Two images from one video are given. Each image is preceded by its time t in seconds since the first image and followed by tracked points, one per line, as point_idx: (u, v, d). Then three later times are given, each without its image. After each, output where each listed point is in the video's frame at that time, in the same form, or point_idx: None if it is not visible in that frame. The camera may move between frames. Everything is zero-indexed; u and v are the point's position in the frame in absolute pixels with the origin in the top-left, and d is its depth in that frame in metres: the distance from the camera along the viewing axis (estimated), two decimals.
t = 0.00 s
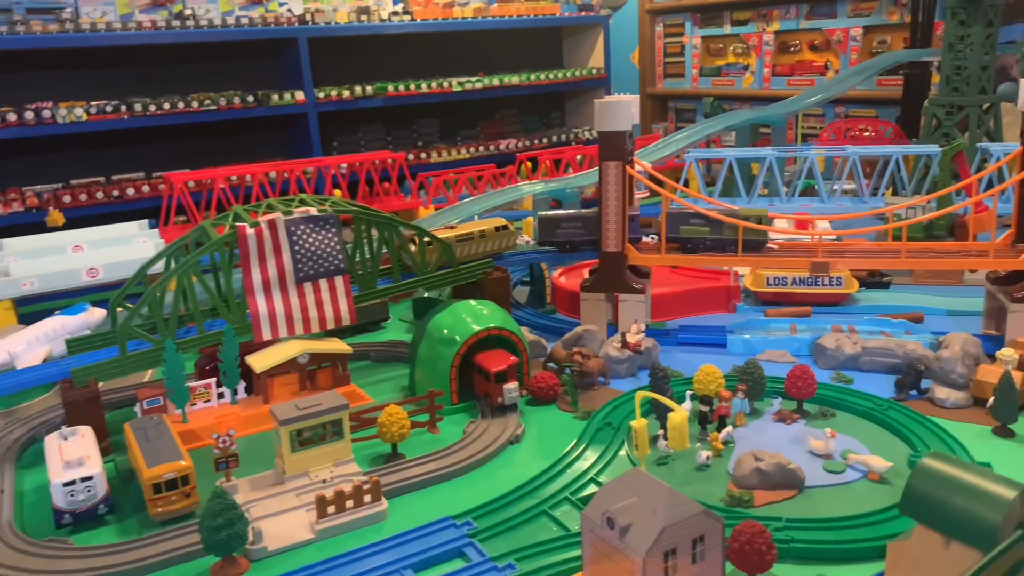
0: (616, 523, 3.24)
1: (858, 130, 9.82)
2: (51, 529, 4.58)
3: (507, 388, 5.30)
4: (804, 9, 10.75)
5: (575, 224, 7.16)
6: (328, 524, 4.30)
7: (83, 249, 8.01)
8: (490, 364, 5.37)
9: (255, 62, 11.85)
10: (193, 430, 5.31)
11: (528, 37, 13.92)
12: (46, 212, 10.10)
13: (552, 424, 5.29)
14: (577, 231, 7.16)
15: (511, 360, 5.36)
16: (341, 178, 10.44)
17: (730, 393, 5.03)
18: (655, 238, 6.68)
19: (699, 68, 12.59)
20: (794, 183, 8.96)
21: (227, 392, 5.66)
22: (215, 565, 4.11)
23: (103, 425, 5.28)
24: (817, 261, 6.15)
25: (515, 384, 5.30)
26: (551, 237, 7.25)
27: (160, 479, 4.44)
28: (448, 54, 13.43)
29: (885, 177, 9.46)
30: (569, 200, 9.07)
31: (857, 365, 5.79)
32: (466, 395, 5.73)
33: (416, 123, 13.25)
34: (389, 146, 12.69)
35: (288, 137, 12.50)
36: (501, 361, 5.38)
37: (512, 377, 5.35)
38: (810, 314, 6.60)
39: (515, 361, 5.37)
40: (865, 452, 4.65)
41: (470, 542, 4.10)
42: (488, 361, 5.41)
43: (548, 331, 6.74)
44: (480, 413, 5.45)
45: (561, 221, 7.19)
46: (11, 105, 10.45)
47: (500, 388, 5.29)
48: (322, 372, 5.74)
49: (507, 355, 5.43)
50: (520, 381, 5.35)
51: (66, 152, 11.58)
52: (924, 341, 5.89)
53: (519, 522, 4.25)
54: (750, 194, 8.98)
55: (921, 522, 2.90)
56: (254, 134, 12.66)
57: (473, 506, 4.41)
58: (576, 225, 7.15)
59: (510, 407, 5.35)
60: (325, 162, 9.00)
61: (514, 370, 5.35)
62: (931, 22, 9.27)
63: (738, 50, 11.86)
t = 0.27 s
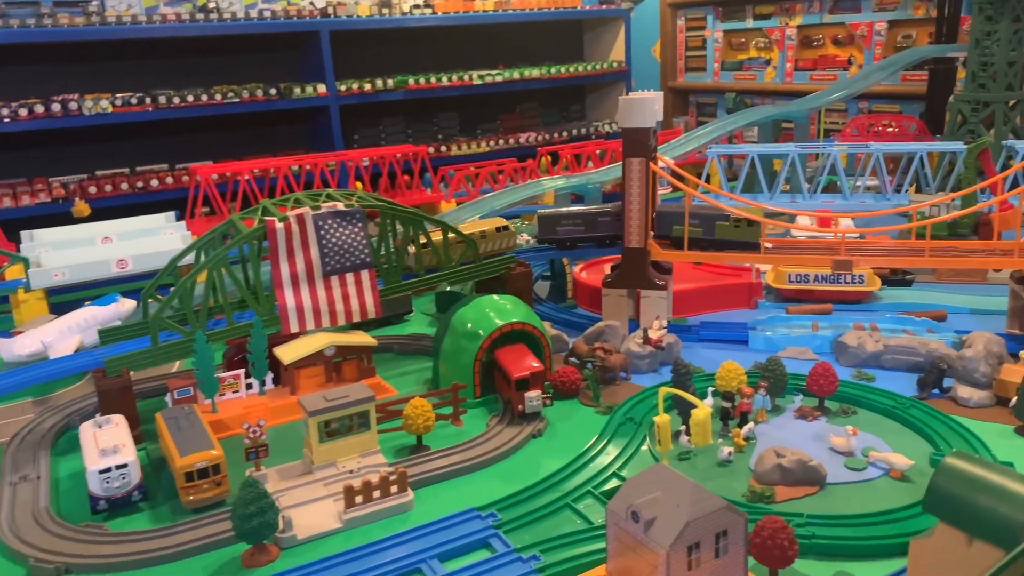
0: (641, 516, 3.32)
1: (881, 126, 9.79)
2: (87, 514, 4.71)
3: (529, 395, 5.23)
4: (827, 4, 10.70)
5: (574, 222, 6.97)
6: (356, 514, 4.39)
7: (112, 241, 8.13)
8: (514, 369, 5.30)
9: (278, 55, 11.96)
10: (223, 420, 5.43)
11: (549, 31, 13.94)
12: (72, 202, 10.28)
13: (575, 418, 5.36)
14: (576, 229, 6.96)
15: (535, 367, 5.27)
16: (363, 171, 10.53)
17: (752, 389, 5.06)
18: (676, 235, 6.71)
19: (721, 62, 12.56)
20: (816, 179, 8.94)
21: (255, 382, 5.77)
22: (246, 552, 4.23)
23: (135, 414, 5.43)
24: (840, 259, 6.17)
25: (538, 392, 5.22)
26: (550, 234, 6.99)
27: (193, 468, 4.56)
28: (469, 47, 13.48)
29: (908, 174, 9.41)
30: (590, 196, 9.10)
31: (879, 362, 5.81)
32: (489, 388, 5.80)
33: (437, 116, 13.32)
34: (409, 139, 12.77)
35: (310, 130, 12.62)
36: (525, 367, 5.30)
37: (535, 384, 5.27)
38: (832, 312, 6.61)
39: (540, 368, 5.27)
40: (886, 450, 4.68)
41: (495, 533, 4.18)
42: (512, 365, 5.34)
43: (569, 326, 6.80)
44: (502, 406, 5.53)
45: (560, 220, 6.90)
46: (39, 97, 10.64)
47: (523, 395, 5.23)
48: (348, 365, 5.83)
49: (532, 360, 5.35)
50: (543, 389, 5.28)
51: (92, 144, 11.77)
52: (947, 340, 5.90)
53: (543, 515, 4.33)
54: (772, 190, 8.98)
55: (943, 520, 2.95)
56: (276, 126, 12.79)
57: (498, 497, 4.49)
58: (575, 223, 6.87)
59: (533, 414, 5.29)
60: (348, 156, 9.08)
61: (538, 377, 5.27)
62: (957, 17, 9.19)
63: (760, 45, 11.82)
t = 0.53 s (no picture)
0: (664, 509, 3.39)
1: (907, 120, 9.75)
2: (122, 499, 4.84)
3: (541, 400, 5.14)
4: None
5: (575, 219, 7.18)
6: (383, 502, 4.50)
7: (142, 231, 8.25)
8: (532, 372, 5.23)
9: (302, 47, 12.07)
10: (252, 409, 5.55)
11: (573, 23, 13.93)
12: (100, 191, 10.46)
13: (597, 411, 5.43)
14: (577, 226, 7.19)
15: (552, 373, 5.17)
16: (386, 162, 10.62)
17: (774, 385, 5.10)
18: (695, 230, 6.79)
19: (745, 55, 12.50)
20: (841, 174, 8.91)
21: (283, 371, 5.89)
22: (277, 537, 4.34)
23: (167, 401, 5.55)
24: (864, 256, 6.18)
25: (550, 399, 5.12)
26: (551, 231, 7.20)
27: (224, 455, 4.67)
28: (493, 39, 13.51)
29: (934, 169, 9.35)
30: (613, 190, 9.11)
31: (901, 360, 5.82)
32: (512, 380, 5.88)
33: (459, 108, 13.39)
34: (431, 131, 12.86)
35: (333, 122, 12.73)
36: (542, 371, 5.22)
37: (549, 390, 5.17)
38: (855, 308, 6.62)
39: (556, 375, 5.17)
40: (908, 447, 4.70)
41: (519, 523, 4.26)
42: (533, 368, 5.26)
43: (591, 320, 6.85)
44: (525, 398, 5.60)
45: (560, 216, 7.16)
46: (68, 87, 10.85)
47: (535, 399, 5.15)
48: (374, 356, 5.92)
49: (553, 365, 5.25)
50: (557, 396, 5.17)
51: (119, 133, 11.97)
52: (971, 338, 5.90)
53: (566, 506, 4.40)
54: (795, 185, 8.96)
55: (964, 518, 2.97)
56: (300, 117, 12.92)
57: (522, 488, 4.58)
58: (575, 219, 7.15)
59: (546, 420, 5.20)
60: (372, 149, 9.17)
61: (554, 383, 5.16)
62: (986, 10, 9.09)
63: (785, 38, 11.75)
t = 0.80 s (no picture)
0: (685, 505, 3.45)
1: (935, 116, 9.71)
2: (157, 489, 4.98)
3: (548, 407, 5.11)
4: None
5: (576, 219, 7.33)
6: (409, 495, 4.60)
7: (173, 228, 8.34)
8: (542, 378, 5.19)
9: (328, 44, 12.22)
10: (282, 403, 5.67)
11: (597, 19, 13.94)
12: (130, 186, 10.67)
13: (620, 408, 5.49)
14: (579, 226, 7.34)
15: (563, 382, 5.12)
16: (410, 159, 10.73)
17: (796, 384, 5.12)
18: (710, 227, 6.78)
19: (771, 51, 12.43)
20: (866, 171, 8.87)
21: (311, 366, 6.02)
22: (306, 529, 4.46)
23: (199, 396, 5.66)
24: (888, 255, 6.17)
25: (557, 408, 5.09)
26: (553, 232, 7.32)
27: (255, 449, 4.80)
28: (517, 36, 13.56)
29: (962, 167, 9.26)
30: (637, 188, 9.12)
31: (925, 359, 5.81)
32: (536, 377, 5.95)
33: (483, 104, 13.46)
34: (454, 127, 12.96)
35: (359, 118, 12.87)
36: (555, 378, 5.17)
37: (557, 399, 5.12)
38: (879, 307, 6.61)
39: (567, 384, 5.11)
40: (931, 447, 4.72)
41: (542, 518, 4.34)
42: (549, 374, 5.22)
43: (614, 317, 6.91)
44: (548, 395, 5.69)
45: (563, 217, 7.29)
46: (99, 84, 11.09)
47: (542, 405, 5.13)
48: (399, 351, 6.03)
49: (568, 373, 5.19)
50: (564, 406, 5.12)
51: (148, 130, 12.20)
52: (997, 338, 5.87)
53: (588, 501, 4.47)
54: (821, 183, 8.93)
55: (983, 518, 3.00)
56: (326, 114, 13.08)
57: (545, 483, 4.66)
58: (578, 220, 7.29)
59: (553, 428, 5.17)
60: (397, 146, 9.29)
61: (563, 392, 5.11)
62: (1017, 5, 8.98)
63: (812, 33, 11.68)
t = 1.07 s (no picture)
0: (713, 502, 3.50)
1: (970, 114, 9.61)
2: (196, 479, 5.13)
3: (551, 414, 5.09)
4: None
5: (585, 220, 7.31)
6: (440, 489, 4.70)
7: (209, 225, 8.55)
8: (551, 384, 5.17)
9: (358, 42, 12.37)
10: (316, 397, 5.81)
11: (626, 16, 13.95)
12: (164, 183, 10.90)
13: (649, 406, 5.55)
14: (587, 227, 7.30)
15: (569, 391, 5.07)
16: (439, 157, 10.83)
17: (825, 383, 5.14)
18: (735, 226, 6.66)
19: (802, 47, 12.35)
20: (898, 170, 8.79)
21: (345, 361, 6.15)
22: (341, 520, 4.58)
23: (236, 389, 5.84)
24: (919, 255, 6.14)
25: (559, 415, 5.06)
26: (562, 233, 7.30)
27: (291, 441, 4.94)
28: (546, 33, 13.61)
29: (997, 165, 9.16)
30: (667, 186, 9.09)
31: (957, 360, 5.78)
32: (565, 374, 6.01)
33: (511, 101, 13.54)
34: (483, 125, 13.05)
35: (388, 116, 13.01)
36: (564, 385, 5.15)
37: (561, 406, 5.09)
38: (910, 307, 6.58)
39: (572, 394, 5.06)
40: (961, 448, 4.71)
41: (571, 512, 4.42)
42: (562, 381, 5.19)
43: (642, 316, 6.96)
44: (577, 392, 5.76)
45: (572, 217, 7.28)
46: (135, 82, 11.34)
47: (546, 411, 5.13)
48: (430, 348, 6.13)
49: (578, 383, 5.14)
50: (567, 415, 5.08)
51: (183, 127, 12.46)
52: None
53: (617, 497, 4.54)
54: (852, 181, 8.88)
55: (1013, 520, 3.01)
56: (356, 112, 13.24)
57: (574, 479, 4.74)
58: (586, 220, 7.27)
59: (556, 435, 5.14)
60: (427, 144, 9.39)
61: (567, 400, 5.07)
62: None
63: (844, 30, 11.59)
